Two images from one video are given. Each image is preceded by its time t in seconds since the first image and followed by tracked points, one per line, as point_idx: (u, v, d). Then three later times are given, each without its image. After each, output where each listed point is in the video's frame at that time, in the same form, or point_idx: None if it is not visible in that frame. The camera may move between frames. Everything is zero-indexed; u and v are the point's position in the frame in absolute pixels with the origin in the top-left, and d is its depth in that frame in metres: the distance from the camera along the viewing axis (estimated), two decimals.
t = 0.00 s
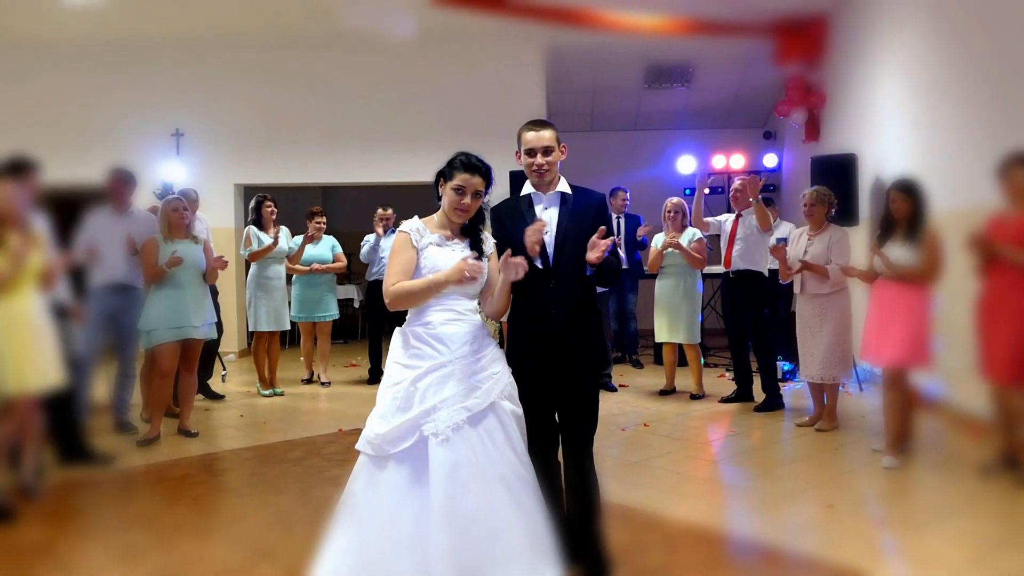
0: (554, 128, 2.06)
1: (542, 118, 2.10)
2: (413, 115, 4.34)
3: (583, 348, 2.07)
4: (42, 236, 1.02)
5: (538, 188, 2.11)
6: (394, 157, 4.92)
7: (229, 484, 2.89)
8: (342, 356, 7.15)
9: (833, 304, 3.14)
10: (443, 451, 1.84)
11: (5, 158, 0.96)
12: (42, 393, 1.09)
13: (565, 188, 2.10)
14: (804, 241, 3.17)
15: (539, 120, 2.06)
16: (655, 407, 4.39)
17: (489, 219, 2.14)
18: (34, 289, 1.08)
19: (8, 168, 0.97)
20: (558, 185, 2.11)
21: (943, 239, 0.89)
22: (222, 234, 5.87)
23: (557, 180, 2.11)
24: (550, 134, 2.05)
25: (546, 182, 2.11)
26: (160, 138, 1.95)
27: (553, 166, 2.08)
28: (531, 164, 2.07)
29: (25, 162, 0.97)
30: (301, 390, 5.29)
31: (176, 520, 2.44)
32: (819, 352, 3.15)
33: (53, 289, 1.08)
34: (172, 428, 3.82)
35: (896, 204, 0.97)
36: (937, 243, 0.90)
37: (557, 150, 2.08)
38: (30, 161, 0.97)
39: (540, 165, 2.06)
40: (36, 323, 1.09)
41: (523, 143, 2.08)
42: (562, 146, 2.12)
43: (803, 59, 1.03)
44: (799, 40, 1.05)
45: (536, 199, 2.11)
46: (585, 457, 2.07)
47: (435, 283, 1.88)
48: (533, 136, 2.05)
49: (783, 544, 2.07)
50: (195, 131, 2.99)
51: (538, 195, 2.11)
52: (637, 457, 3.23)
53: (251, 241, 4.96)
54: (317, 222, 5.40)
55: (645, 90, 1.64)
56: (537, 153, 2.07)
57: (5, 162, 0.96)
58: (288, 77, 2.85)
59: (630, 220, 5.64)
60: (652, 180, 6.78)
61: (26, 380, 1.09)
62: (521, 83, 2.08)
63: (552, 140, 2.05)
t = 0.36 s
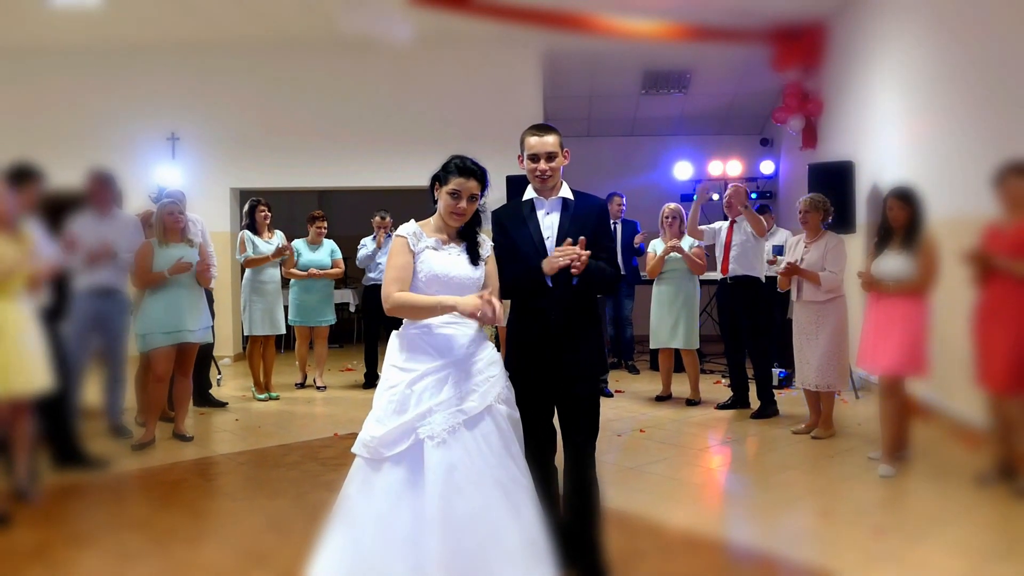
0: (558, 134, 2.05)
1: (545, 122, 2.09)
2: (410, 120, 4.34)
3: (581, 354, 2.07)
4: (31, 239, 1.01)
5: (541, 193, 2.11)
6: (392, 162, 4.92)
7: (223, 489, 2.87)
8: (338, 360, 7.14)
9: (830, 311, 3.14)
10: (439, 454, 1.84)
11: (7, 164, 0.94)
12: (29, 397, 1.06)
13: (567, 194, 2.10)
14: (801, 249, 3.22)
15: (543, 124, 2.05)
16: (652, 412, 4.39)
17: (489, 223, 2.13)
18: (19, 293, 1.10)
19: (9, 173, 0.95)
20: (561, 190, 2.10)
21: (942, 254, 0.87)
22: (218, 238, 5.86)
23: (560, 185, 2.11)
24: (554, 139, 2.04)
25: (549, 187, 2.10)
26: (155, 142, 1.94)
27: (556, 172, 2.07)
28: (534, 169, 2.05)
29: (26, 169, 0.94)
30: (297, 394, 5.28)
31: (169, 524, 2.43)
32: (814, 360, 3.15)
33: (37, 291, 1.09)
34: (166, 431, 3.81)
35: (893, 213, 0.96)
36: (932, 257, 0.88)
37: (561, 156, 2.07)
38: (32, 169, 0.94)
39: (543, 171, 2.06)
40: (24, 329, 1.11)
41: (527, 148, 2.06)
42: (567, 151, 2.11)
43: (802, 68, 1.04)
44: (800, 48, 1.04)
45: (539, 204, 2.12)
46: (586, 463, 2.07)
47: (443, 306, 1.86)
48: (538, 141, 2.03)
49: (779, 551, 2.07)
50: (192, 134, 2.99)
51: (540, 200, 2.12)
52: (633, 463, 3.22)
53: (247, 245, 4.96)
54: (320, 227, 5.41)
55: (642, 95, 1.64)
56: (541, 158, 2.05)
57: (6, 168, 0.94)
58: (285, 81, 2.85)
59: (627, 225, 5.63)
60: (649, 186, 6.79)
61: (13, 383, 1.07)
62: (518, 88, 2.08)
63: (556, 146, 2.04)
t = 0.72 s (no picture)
0: (565, 137, 2.03)
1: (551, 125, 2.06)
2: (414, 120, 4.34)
3: (584, 357, 2.07)
4: (31, 235, 1.02)
5: (551, 196, 2.10)
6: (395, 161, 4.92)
7: (224, 487, 2.88)
8: (340, 359, 7.14)
9: (833, 314, 3.13)
10: (441, 456, 1.84)
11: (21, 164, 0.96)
12: (25, 391, 1.05)
13: (577, 196, 2.10)
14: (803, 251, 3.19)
15: (548, 129, 2.02)
16: (654, 415, 4.38)
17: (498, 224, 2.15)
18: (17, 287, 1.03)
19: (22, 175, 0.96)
20: (571, 193, 2.10)
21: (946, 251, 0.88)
22: (221, 236, 5.86)
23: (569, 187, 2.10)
24: (561, 144, 2.02)
25: (558, 191, 2.09)
26: (159, 141, 1.94)
27: (565, 176, 2.05)
28: (543, 174, 2.04)
29: (37, 170, 0.97)
30: (299, 393, 5.28)
31: (170, 522, 2.43)
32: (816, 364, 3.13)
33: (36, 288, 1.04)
34: (168, 429, 3.82)
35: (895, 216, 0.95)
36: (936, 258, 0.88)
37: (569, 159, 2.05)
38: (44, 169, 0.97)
39: (551, 177, 2.04)
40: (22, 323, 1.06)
41: (534, 154, 2.04)
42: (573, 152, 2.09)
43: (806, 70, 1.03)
44: (802, 50, 1.05)
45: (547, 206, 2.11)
46: (587, 467, 2.07)
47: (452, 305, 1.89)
48: (545, 147, 2.01)
49: (781, 556, 2.06)
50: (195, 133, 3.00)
51: (549, 203, 2.11)
52: (635, 466, 3.21)
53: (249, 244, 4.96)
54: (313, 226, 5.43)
55: (647, 97, 1.64)
56: (548, 165, 2.04)
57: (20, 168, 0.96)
58: (289, 80, 2.85)
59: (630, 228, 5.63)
60: (652, 188, 6.78)
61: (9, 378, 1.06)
62: (523, 89, 2.08)
63: (563, 150, 2.02)
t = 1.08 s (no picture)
0: (570, 145, 2.02)
1: (554, 132, 2.05)
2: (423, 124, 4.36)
3: (596, 358, 2.07)
4: (40, 238, 1.02)
5: (559, 199, 2.10)
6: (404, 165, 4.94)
7: (234, 489, 2.89)
8: (349, 362, 7.16)
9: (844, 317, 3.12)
10: (449, 460, 1.84)
11: (31, 168, 0.99)
12: (37, 394, 1.08)
13: (586, 198, 2.12)
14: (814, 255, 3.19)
15: (552, 138, 2.01)
16: (663, 419, 4.38)
17: (507, 229, 2.15)
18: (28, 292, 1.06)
19: (33, 180, 0.99)
20: (578, 195, 2.12)
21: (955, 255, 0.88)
22: (231, 240, 5.90)
23: (579, 189, 2.10)
24: (567, 152, 2.02)
25: (565, 195, 2.10)
26: (170, 145, 1.96)
27: (571, 184, 2.05)
28: (550, 183, 2.05)
29: (46, 172, 1.00)
30: (308, 395, 5.31)
31: (181, 524, 2.44)
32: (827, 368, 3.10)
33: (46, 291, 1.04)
34: (179, 432, 3.84)
35: (906, 220, 0.91)
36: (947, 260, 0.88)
37: (574, 164, 2.05)
38: (53, 172, 1.01)
39: (558, 185, 2.05)
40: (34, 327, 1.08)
41: (540, 163, 2.05)
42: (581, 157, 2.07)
43: (815, 72, 1.02)
44: (812, 53, 1.04)
45: (557, 209, 2.12)
46: (598, 471, 2.08)
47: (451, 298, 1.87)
48: (549, 156, 2.01)
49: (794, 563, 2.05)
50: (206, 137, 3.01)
51: (558, 206, 2.12)
52: (643, 469, 3.21)
53: (258, 247, 5.00)
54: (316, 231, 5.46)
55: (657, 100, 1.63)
56: (555, 173, 2.04)
57: (30, 172, 0.98)
58: (300, 85, 2.87)
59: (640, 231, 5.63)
60: (661, 191, 6.78)
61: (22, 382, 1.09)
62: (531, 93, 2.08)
63: (568, 158, 2.02)
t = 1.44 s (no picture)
0: (565, 148, 2.00)
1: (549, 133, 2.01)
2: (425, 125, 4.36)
3: (595, 357, 2.07)
4: (42, 237, 1.04)
5: (557, 200, 2.11)
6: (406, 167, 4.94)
7: (237, 489, 2.89)
8: (351, 363, 7.16)
9: (844, 320, 3.14)
10: (449, 460, 1.84)
11: (20, 163, 0.99)
12: (40, 395, 1.08)
13: (584, 197, 2.11)
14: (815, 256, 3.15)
15: (547, 142, 1.98)
16: (665, 420, 4.38)
17: (506, 231, 2.16)
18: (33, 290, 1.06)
19: (22, 175, 1.00)
20: (576, 195, 2.11)
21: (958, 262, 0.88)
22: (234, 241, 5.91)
23: (576, 189, 2.10)
24: (563, 155, 1.99)
25: (564, 193, 2.10)
26: (174, 147, 1.97)
27: (568, 185, 2.06)
28: (547, 186, 2.05)
29: (34, 167, 1.00)
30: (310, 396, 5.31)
31: (183, 524, 2.45)
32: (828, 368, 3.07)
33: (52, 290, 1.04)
34: (181, 432, 3.85)
35: (909, 222, 0.92)
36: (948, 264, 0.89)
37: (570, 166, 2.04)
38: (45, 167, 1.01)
39: (556, 188, 2.05)
40: (36, 325, 1.07)
41: (536, 165, 2.04)
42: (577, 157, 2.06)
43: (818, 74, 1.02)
44: (813, 56, 1.04)
45: (556, 211, 2.12)
46: (599, 473, 2.08)
47: (441, 327, 1.88)
48: (545, 161, 2.00)
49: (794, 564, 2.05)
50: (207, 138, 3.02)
51: (554, 207, 2.12)
52: (645, 470, 3.22)
53: (260, 249, 5.01)
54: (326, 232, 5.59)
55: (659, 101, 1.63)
56: (552, 176, 2.04)
57: (20, 166, 0.99)
58: (302, 87, 2.88)
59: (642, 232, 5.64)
60: (663, 193, 6.79)
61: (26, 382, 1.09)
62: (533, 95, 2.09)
63: (564, 161, 2.00)
